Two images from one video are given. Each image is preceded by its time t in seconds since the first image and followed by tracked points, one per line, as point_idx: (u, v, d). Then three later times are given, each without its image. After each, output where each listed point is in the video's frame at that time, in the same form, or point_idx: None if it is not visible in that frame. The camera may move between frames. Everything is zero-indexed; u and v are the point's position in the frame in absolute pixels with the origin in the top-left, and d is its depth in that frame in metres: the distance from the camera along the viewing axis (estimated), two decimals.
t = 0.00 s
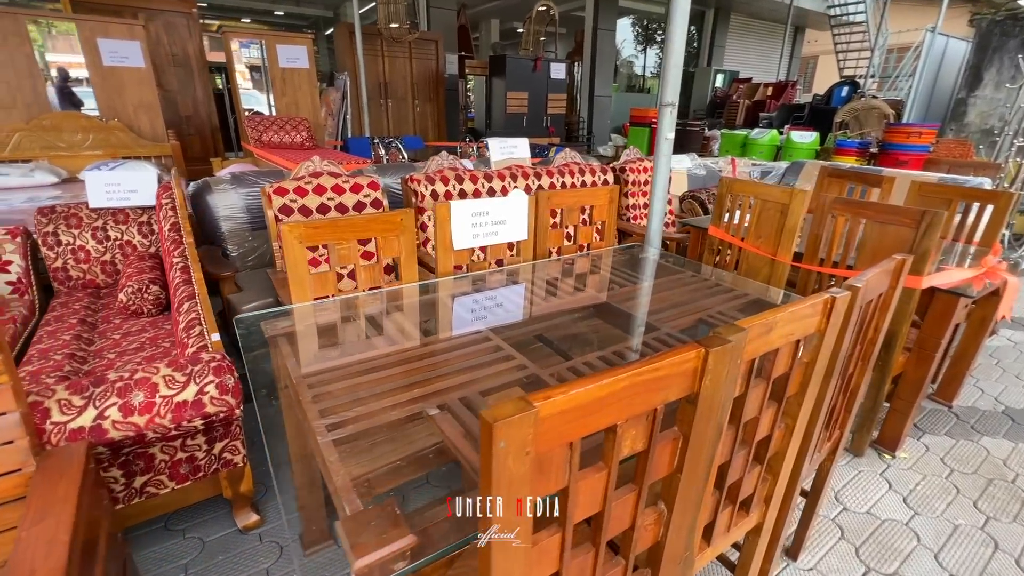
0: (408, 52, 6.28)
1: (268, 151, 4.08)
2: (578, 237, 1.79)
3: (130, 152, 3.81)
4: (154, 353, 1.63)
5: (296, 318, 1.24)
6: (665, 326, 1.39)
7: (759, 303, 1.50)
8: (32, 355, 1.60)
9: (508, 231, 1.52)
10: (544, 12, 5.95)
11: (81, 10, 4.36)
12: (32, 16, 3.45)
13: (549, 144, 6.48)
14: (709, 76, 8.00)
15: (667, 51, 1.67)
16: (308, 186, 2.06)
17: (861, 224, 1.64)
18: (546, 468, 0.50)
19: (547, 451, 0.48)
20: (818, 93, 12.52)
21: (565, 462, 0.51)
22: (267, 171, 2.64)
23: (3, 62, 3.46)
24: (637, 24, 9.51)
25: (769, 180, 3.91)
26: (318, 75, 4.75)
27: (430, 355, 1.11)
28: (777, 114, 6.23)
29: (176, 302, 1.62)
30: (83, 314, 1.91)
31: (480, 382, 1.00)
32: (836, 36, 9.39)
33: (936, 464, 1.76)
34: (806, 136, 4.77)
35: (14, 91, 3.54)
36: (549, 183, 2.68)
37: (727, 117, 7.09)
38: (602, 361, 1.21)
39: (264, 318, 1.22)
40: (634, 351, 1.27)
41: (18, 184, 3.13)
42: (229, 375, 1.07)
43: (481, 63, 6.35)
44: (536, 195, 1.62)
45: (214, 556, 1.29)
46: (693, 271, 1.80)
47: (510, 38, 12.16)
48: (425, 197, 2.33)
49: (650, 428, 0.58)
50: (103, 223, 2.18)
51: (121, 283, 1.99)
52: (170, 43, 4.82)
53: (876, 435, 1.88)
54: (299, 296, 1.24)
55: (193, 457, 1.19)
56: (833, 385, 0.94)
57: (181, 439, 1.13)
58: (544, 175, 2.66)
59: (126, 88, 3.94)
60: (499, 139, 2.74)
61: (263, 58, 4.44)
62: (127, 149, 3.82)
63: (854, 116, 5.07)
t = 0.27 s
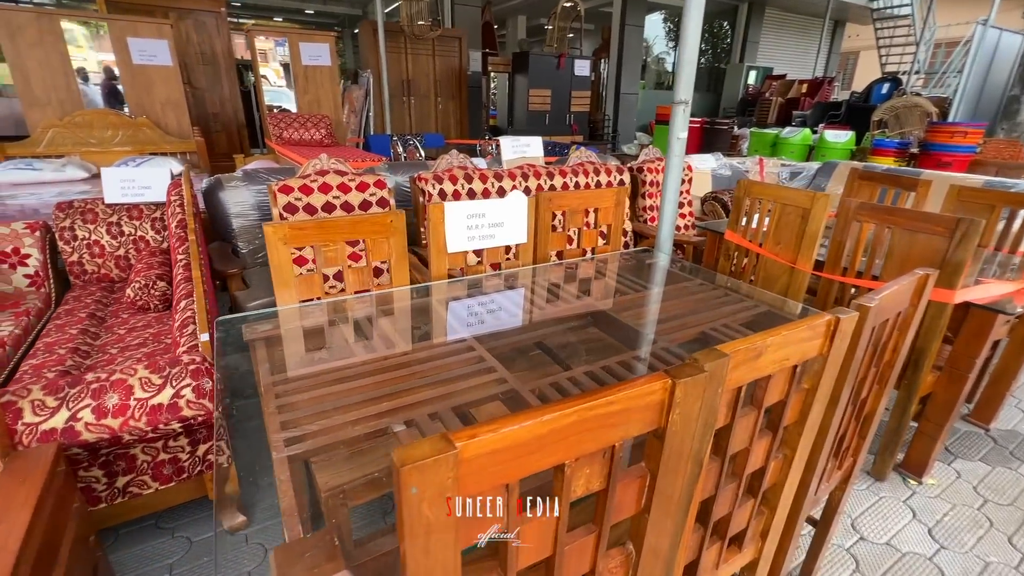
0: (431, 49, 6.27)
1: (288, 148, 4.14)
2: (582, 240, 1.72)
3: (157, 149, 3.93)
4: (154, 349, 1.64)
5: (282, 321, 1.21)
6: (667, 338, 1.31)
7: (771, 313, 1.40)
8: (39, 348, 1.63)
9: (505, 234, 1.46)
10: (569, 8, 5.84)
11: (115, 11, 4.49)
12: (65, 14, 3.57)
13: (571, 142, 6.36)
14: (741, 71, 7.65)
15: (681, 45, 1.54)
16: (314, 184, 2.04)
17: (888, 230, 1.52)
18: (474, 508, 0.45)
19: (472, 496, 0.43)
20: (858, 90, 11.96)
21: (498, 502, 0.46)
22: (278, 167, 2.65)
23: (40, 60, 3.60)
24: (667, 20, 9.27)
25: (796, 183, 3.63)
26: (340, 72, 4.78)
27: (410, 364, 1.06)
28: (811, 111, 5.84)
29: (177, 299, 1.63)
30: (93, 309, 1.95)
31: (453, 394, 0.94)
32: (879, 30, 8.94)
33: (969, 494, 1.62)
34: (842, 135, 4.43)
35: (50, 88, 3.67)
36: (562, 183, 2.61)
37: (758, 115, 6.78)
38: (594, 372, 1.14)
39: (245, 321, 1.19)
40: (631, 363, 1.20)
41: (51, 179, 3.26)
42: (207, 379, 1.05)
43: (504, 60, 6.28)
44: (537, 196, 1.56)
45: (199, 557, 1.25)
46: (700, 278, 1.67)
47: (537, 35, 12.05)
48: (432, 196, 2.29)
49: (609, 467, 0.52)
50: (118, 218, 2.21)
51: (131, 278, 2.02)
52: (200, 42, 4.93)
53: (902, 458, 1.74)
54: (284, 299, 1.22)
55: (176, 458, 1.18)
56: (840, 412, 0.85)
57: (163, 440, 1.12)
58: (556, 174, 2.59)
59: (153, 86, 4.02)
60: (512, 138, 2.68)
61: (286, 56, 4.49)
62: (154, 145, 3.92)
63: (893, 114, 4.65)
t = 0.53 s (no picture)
0: (458, 45, 6.23)
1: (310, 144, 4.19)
2: (594, 242, 1.61)
3: (185, 143, 4.02)
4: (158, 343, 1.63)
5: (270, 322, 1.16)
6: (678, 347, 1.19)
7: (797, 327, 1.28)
8: (48, 340, 1.64)
9: (511, 233, 1.38)
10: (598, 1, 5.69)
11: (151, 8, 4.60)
12: (100, 11, 3.67)
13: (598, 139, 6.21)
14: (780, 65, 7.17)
15: (705, 31, 1.38)
16: (324, 179, 2.00)
17: (937, 235, 1.36)
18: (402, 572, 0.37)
19: (394, 562, 0.35)
20: (906, 86, 11.33)
21: (435, 564, 0.38)
22: (294, 162, 2.64)
23: (75, 57, 3.70)
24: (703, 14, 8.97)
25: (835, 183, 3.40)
26: (365, 68, 4.77)
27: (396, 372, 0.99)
28: (854, 108, 5.52)
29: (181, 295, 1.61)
30: (105, 301, 1.96)
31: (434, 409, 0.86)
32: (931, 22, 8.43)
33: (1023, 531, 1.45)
34: (886, 133, 4.13)
35: (85, 84, 3.77)
36: (581, 181, 2.50)
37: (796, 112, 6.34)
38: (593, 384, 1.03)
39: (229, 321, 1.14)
40: (638, 377, 1.08)
41: (84, 172, 3.35)
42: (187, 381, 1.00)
43: (531, 55, 6.17)
44: (545, 194, 1.46)
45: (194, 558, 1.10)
46: (722, 285, 1.54)
47: (568, 30, 11.88)
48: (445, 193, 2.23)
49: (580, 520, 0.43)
50: (135, 212, 2.22)
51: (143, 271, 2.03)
52: (230, 39, 5.01)
53: (945, 486, 1.58)
54: (273, 299, 1.17)
55: (162, 461, 1.15)
56: (875, 448, 0.73)
57: (147, 442, 1.09)
58: (576, 171, 2.49)
59: (183, 80, 4.09)
60: (530, 133, 2.59)
61: (312, 51, 4.51)
62: (183, 140, 4.00)
63: (946, 110, 4.34)
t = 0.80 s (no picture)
0: (485, 41, 6.15)
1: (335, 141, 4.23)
2: (614, 247, 1.49)
3: (214, 140, 4.08)
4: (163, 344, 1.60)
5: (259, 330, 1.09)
6: (697, 371, 1.07)
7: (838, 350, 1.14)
8: (59, 337, 1.63)
9: (522, 238, 1.28)
10: None
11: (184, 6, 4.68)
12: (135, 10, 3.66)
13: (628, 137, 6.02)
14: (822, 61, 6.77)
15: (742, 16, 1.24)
16: (336, 177, 1.95)
17: (1006, 248, 1.20)
18: None
19: None
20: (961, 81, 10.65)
21: None
22: (311, 159, 2.62)
23: (111, 55, 3.72)
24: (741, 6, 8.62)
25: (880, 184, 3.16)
26: (391, 64, 4.74)
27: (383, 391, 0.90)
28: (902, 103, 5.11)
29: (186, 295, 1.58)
30: (120, 298, 1.95)
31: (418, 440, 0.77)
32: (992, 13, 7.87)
33: None
34: (939, 131, 3.81)
35: (119, 81, 3.79)
36: (604, 180, 2.38)
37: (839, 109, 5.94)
38: (598, 412, 0.92)
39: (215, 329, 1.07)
40: (653, 405, 0.97)
41: (117, 167, 3.44)
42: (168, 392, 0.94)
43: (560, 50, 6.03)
44: (560, 195, 1.36)
45: None
46: (753, 299, 1.40)
47: (600, 25, 11.64)
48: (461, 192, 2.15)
49: None
50: (153, 209, 2.21)
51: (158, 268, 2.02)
52: (261, 35, 5.06)
53: (1001, 530, 1.42)
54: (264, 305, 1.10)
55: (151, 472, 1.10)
56: (932, 517, 0.61)
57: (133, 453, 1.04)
58: (599, 171, 2.37)
59: (212, 78, 4.05)
60: (553, 130, 2.48)
61: (339, 48, 4.51)
62: (212, 136, 4.05)
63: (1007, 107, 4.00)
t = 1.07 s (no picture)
0: (514, 36, 6.05)
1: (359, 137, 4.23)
2: (635, 255, 1.38)
3: (243, 136, 4.10)
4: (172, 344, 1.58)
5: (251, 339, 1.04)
6: (722, 400, 0.96)
7: (887, 381, 1.01)
8: (74, 334, 1.64)
9: (535, 244, 1.20)
10: None
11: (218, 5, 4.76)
12: (168, 8, 3.71)
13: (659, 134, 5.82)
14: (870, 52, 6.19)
15: None
16: (351, 175, 1.90)
17: None
18: None
19: None
20: None
21: None
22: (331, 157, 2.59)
23: (145, 53, 3.79)
24: None
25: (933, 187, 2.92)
26: (417, 60, 4.70)
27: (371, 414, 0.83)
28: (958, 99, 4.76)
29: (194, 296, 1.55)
30: (138, 295, 1.96)
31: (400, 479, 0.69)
32: None
33: None
34: (999, 128, 3.52)
35: (154, 78, 3.87)
36: (630, 181, 2.26)
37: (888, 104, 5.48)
38: (606, 446, 0.82)
39: (207, 336, 1.02)
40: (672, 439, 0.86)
41: (150, 163, 3.51)
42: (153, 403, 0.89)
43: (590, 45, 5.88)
44: (577, 198, 1.26)
45: None
46: (788, 316, 1.28)
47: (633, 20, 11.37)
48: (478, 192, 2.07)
49: None
50: (174, 205, 2.22)
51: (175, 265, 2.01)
52: (291, 33, 5.11)
53: None
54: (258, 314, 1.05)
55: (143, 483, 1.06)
56: None
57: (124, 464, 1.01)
58: (625, 170, 2.25)
59: (241, 75, 4.07)
60: (576, 127, 2.37)
61: (365, 43, 4.49)
62: (241, 133, 4.09)
63: None
